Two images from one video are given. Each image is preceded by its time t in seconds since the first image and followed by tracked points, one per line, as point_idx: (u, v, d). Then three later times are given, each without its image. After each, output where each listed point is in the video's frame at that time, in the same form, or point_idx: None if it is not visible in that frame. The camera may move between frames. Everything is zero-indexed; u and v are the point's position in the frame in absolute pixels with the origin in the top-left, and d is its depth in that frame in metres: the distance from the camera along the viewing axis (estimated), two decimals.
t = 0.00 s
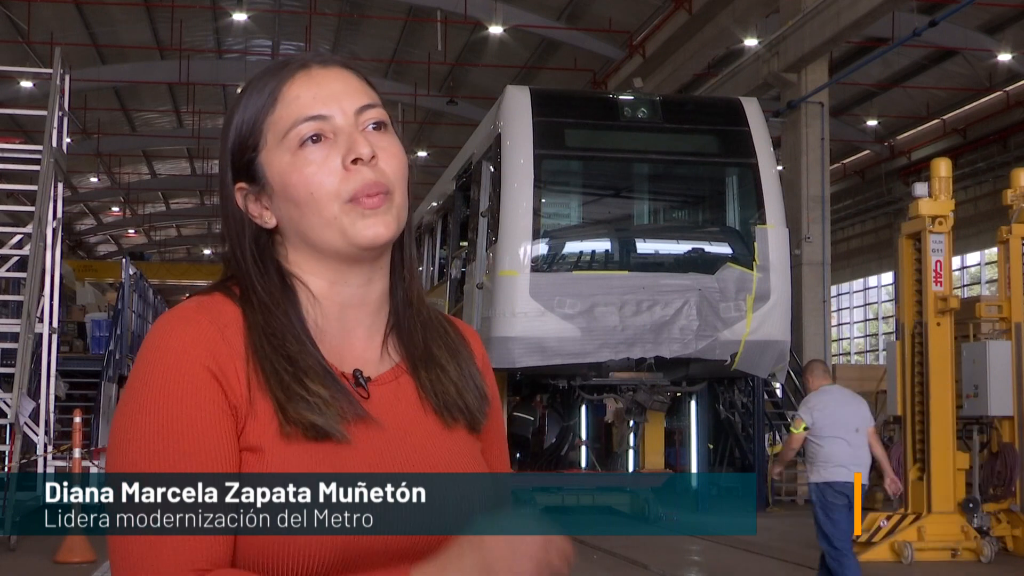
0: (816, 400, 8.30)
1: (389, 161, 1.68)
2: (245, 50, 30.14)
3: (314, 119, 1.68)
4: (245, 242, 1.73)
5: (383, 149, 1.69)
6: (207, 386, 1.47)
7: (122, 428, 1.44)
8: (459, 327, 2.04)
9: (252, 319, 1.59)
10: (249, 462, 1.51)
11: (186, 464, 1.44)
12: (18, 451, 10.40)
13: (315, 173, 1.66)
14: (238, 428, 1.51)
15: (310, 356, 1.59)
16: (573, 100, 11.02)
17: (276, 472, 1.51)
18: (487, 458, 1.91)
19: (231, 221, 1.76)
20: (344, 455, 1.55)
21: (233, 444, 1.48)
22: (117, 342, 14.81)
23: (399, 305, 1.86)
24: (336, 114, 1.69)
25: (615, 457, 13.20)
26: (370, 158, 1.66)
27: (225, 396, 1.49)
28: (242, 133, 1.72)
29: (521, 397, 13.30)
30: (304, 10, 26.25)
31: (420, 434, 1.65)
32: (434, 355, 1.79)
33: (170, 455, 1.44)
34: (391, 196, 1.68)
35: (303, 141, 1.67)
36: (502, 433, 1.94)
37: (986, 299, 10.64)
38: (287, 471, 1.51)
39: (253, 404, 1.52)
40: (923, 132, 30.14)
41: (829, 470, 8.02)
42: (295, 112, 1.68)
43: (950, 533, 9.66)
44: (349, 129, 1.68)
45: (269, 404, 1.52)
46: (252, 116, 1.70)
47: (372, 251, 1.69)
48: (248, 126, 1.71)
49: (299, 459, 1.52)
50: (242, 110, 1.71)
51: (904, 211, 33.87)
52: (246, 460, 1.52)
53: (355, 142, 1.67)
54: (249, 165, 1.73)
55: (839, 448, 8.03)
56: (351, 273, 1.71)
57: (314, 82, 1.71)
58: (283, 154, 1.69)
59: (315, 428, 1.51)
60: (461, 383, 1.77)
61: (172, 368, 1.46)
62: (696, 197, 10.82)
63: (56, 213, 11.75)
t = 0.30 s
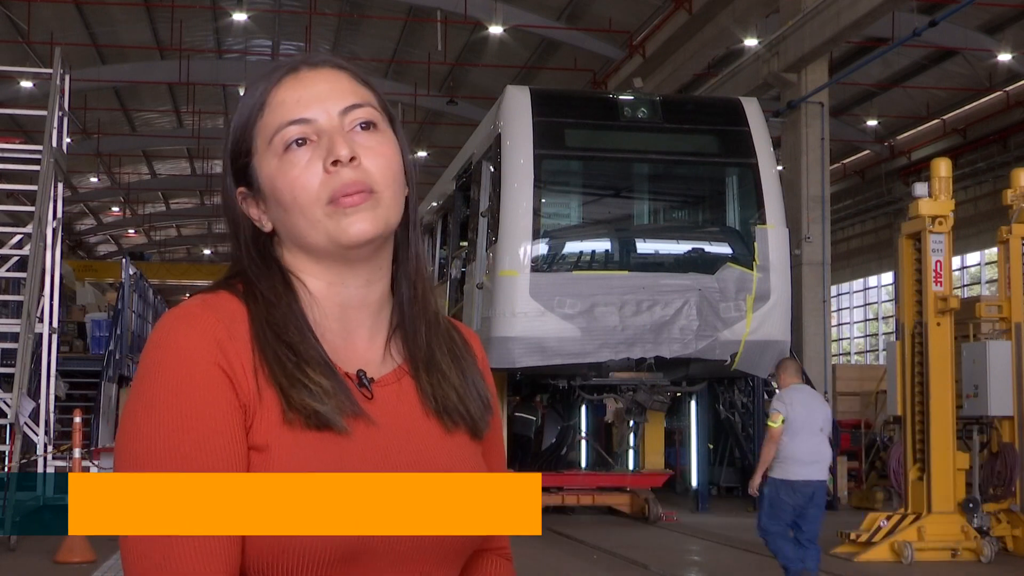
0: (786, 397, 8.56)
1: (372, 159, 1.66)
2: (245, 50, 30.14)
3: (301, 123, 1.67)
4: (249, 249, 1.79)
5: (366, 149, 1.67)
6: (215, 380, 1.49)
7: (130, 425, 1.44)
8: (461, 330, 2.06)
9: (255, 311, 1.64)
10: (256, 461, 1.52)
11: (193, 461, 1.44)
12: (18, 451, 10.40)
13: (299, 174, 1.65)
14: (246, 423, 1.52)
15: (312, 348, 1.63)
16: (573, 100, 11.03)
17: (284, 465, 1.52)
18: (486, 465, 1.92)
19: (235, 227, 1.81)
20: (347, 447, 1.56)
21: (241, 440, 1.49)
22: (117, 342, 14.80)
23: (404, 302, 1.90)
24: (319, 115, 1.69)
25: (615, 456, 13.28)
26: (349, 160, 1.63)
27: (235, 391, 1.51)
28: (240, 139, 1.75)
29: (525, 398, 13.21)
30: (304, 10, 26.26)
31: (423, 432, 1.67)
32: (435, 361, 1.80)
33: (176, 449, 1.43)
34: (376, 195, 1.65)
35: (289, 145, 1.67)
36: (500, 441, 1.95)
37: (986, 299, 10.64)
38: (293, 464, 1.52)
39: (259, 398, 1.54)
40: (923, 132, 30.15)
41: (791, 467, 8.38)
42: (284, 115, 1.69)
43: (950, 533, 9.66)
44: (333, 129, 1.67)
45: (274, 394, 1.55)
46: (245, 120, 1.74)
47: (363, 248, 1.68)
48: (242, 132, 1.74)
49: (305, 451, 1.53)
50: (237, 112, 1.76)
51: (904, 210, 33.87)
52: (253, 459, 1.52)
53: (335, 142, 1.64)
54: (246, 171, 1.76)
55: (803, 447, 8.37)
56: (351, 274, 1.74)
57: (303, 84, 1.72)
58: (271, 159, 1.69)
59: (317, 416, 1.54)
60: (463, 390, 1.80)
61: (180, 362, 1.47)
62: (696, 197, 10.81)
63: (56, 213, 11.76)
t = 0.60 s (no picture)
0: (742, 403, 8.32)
1: (366, 164, 1.75)
2: (245, 50, 30.13)
3: (294, 129, 1.76)
4: (242, 250, 1.82)
5: (361, 154, 1.76)
6: (222, 374, 1.54)
7: (145, 418, 1.51)
8: (464, 323, 2.08)
9: (265, 302, 1.69)
10: (265, 456, 1.57)
11: (203, 455, 1.50)
12: (18, 451, 10.40)
13: (295, 181, 1.73)
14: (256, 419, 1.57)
15: (317, 344, 1.68)
16: (573, 100, 11.04)
17: (289, 460, 1.56)
18: (489, 461, 1.93)
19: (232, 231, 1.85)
20: (351, 442, 1.61)
21: (250, 433, 1.54)
22: (117, 342, 14.80)
23: (401, 300, 1.92)
24: (312, 120, 1.77)
25: (615, 457, 13.26)
26: (343, 166, 1.73)
27: (245, 386, 1.56)
28: (234, 145, 1.81)
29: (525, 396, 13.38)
30: (304, 10, 26.25)
31: (425, 430, 1.69)
32: (435, 358, 1.83)
33: (185, 438, 1.50)
34: (371, 202, 1.74)
35: (285, 153, 1.75)
36: (503, 438, 1.96)
37: (985, 299, 10.63)
38: (299, 461, 1.56)
39: (270, 393, 1.59)
40: (923, 132, 30.14)
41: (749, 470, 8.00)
42: (278, 122, 1.76)
43: (950, 533, 9.66)
44: (327, 134, 1.76)
45: (284, 392, 1.60)
46: (238, 127, 1.80)
47: (360, 252, 1.74)
48: (235, 140, 1.81)
49: (310, 445, 1.57)
50: (231, 118, 1.81)
51: (904, 211, 33.87)
52: (262, 453, 1.57)
53: (329, 150, 1.74)
54: (241, 177, 1.82)
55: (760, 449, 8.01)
56: (345, 276, 1.78)
57: (295, 89, 1.79)
58: (266, 165, 1.76)
59: (326, 411, 1.59)
60: (463, 385, 1.82)
61: (192, 357, 1.53)
62: (696, 197, 10.81)
63: (56, 213, 11.77)
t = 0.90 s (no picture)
0: (696, 401, 8.52)
1: (375, 164, 1.75)
2: (245, 49, 30.14)
3: (306, 125, 1.76)
4: (244, 244, 1.82)
5: (371, 154, 1.76)
6: (211, 383, 1.54)
7: (136, 426, 1.52)
8: (459, 326, 2.09)
9: (252, 312, 1.68)
10: (256, 465, 1.57)
11: (194, 461, 1.51)
12: (18, 451, 10.40)
13: (303, 177, 1.73)
14: (245, 427, 1.57)
15: (310, 349, 1.68)
16: (574, 101, 11.04)
17: (283, 467, 1.56)
18: (487, 464, 1.93)
19: (230, 225, 1.84)
20: (345, 448, 1.60)
21: (240, 443, 1.55)
22: (117, 342, 14.81)
23: (400, 303, 1.91)
24: (326, 118, 1.77)
25: (615, 457, 13.26)
26: (355, 165, 1.73)
27: (233, 396, 1.56)
28: (242, 136, 1.81)
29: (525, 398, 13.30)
30: (303, 9, 26.25)
31: (421, 436, 1.69)
32: (434, 363, 1.83)
33: (177, 447, 1.51)
34: (379, 202, 1.74)
35: (294, 147, 1.75)
36: (502, 440, 1.96)
37: (985, 299, 10.63)
38: (290, 466, 1.56)
39: (259, 402, 1.59)
40: (923, 132, 30.14)
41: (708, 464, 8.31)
42: (289, 117, 1.76)
43: (950, 533, 9.66)
44: (340, 133, 1.76)
45: (273, 399, 1.60)
46: (250, 119, 1.79)
47: (364, 252, 1.74)
48: (245, 131, 1.80)
49: (302, 454, 1.57)
50: (243, 109, 1.81)
51: (904, 210, 33.86)
52: (252, 463, 1.57)
53: (341, 148, 1.74)
54: (247, 168, 1.81)
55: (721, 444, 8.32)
56: (346, 273, 1.78)
57: (310, 85, 1.79)
58: (274, 159, 1.76)
59: (317, 419, 1.58)
60: (462, 388, 1.81)
61: (181, 365, 1.53)
62: (696, 197, 10.82)
63: (56, 213, 11.78)
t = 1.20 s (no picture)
0: (666, 403, 8.56)
1: (388, 165, 1.75)
2: (245, 49, 30.13)
3: (321, 120, 1.75)
4: (247, 234, 1.81)
5: (385, 155, 1.76)
6: (209, 385, 1.54)
7: (134, 426, 1.52)
8: (459, 327, 2.09)
9: (249, 314, 1.68)
10: (253, 467, 1.57)
11: (192, 462, 1.51)
12: (18, 451, 10.39)
13: (313, 172, 1.73)
14: (243, 428, 1.57)
15: (307, 352, 1.68)
16: (574, 100, 11.04)
17: (281, 471, 1.56)
18: (488, 466, 1.93)
19: (232, 216, 1.83)
20: (343, 450, 1.60)
21: (237, 445, 1.55)
22: (117, 342, 14.81)
23: (399, 307, 1.90)
24: (344, 115, 1.76)
25: (615, 457, 13.27)
26: (370, 163, 1.73)
27: (229, 399, 1.56)
28: (252, 126, 1.80)
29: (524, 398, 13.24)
30: (304, 10, 26.25)
31: (421, 437, 1.69)
32: (436, 366, 1.83)
33: (174, 449, 1.51)
34: (389, 202, 1.74)
35: (308, 141, 1.75)
36: (501, 443, 1.96)
37: (985, 299, 10.63)
38: (288, 468, 1.56)
39: (255, 404, 1.59)
40: (923, 132, 30.14)
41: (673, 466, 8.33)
42: (305, 110, 1.76)
43: (950, 533, 9.65)
44: (355, 131, 1.76)
45: (270, 400, 1.60)
46: (263, 109, 1.79)
47: (369, 251, 1.75)
48: (257, 121, 1.79)
49: (301, 457, 1.57)
50: (256, 100, 1.80)
51: (904, 210, 33.86)
52: (250, 464, 1.57)
53: (357, 146, 1.74)
54: (255, 158, 1.80)
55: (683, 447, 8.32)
56: (349, 272, 1.77)
57: (328, 82, 1.79)
58: (287, 152, 1.76)
59: (313, 421, 1.58)
60: (463, 393, 1.82)
61: (179, 367, 1.53)
62: (696, 197, 10.82)
63: (56, 213, 11.78)
